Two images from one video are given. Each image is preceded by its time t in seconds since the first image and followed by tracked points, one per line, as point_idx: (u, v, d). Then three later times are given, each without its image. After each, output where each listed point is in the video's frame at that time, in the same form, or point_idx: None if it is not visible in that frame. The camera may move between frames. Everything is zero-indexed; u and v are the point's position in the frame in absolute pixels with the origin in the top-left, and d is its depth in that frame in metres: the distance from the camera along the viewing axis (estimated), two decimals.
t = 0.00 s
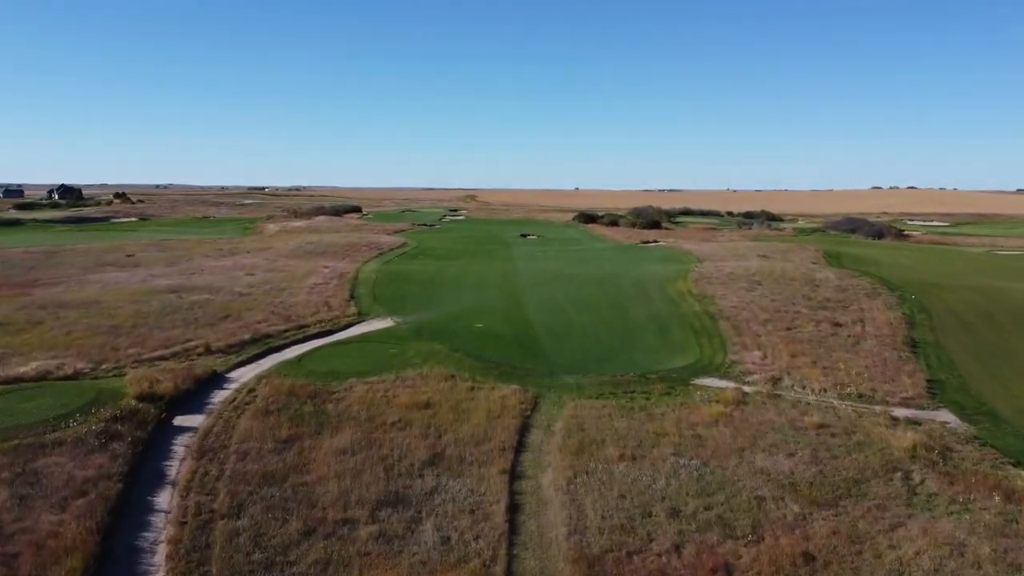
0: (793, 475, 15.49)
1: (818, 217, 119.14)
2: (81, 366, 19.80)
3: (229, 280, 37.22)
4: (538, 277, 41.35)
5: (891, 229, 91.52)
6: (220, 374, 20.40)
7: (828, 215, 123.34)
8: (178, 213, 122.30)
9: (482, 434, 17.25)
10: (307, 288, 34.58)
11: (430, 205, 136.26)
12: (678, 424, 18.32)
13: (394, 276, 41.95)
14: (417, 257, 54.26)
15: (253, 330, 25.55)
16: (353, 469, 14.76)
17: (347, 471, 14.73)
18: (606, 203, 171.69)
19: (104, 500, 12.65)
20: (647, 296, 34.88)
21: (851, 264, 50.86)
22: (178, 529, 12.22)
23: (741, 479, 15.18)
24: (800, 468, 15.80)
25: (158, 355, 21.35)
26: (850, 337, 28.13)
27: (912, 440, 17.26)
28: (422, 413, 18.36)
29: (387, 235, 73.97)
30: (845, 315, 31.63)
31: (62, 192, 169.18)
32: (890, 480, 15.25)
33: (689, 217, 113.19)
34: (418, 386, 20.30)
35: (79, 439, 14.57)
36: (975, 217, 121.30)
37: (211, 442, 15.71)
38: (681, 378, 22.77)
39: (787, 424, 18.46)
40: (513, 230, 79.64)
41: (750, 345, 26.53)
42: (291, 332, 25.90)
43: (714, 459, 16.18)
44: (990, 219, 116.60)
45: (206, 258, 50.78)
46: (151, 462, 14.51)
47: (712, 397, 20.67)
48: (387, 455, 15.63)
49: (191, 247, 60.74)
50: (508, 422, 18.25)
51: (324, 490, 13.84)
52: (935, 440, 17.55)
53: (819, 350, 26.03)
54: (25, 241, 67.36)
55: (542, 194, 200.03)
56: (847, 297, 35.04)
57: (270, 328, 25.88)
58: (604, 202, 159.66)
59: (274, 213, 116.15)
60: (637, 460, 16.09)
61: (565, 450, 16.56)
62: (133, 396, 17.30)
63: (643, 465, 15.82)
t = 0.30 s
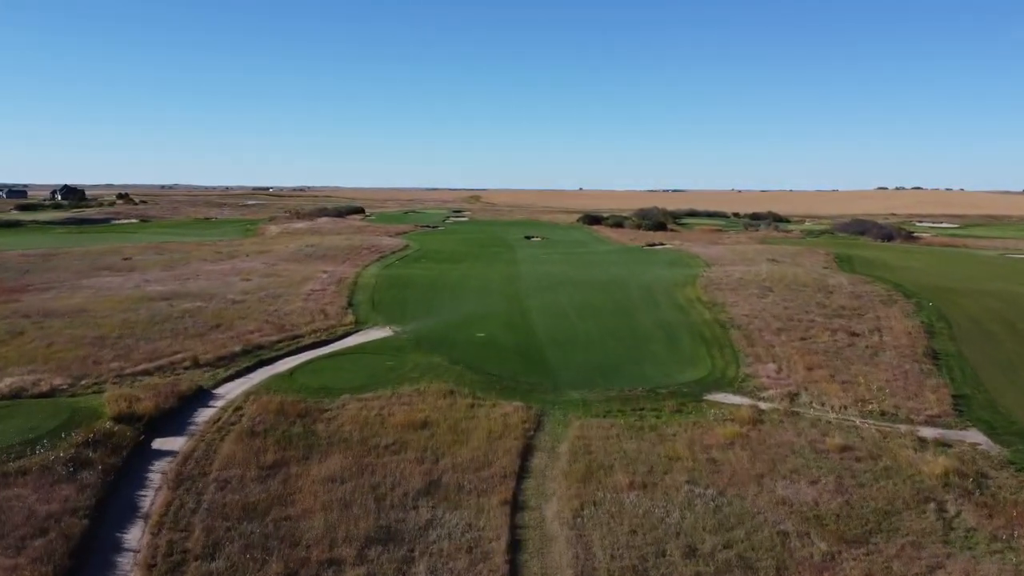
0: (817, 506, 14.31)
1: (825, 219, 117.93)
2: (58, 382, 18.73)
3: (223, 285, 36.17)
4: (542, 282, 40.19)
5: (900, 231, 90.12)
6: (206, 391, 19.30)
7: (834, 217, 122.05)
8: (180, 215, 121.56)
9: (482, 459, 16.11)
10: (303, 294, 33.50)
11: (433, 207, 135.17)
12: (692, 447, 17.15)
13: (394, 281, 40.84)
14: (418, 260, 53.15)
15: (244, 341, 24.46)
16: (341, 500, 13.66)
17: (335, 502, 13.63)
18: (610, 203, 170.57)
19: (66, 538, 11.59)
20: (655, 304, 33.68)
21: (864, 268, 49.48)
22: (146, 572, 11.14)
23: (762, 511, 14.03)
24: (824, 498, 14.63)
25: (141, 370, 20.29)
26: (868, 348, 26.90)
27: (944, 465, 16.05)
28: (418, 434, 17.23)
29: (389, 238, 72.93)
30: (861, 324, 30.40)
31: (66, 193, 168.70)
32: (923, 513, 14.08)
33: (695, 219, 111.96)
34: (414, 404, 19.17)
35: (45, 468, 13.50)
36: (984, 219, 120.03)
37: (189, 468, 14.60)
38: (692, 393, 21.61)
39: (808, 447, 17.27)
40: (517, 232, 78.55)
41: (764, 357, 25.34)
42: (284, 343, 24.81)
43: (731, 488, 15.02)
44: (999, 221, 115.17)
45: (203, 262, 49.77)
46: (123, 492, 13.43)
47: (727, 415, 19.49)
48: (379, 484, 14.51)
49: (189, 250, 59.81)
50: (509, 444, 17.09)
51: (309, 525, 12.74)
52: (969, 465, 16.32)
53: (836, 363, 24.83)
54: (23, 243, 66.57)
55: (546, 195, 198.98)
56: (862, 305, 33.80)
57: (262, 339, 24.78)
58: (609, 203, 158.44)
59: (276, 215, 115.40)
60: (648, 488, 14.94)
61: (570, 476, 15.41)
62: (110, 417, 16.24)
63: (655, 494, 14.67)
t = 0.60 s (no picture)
0: (845, 543, 13.16)
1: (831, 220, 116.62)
2: (31, 401, 17.62)
3: (217, 292, 35.07)
4: (545, 288, 39.05)
5: (908, 233, 88.82)
6: (188, 409, 18.19)
7: (841, 218, 120.70)
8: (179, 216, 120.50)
9: (481, 487, 14.98)
10: (298, 301, 32.39)
11: (436, 208, 134.14)
12: (706, 473, 16.00)
13: (393, 286, 39.71)
14: (418, 264, 52.03)
15: (233, 353, 23.35)
16: (327, 538, 12.57)
17: (320, 540, 12.53)
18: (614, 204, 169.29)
19: None
20: (662, 311, 32.51)
21: (875, 273, 48.25)
22: None
23: (784, 548, 12.91)
24: (851, 533, 13.49)
25: (121, 387, 19.16)
26: (886, 359, 25.72)
27: (979, 494, 14.89)
28: (412, 458, 16.11)
29: (389, 240, 71.89)
30: (877, 333, 29.20)
31: (67, 194, 167.84)
32: (960, 551, 12.94)
33: (699, 220, 110.70)
34: (409, 424, 18.05)
35: (4, 503, 12.42)
36: (992, 220, 118.53)
37: (164, 499, 13.52)
38: (703, 410, 20.47)
39: (830, 473, 16.11)
40: (519, 234, 77.39)
41: (777, 370, 24.18)
42: (274, 356, 23.67)
43: (751, 521, 13.87)
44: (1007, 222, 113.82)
45: (198, 266, 48.68)
46: (90, 529, 12.35)
47: (742, 435, 18.33)
48: (368, 517, 13.40)
49: (186, 253, 58.69)
50: (509, 468, 15.97)
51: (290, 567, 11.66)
52: (1006, 494, 15.13)
53: (854, 376, 23.67)
54: (18, 246, 65.53)
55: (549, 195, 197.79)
56: (876, 313, 32.62)
57: (252, 351, 23.64)
58: (612, 204, 157.26)
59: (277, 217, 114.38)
60: (660, 521, 13.81)
61: (575, 506, 14.29)
62: (82, 441, 15.15)
63: (668, 528, 13.54)
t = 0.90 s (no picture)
0: None
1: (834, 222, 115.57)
2: None
3: (207, 299, 33.95)
4: (546, 294, 37.87)
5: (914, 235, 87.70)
6: (165, 431, 17.04)
7: (844, 220, 119.60)
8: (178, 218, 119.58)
9: (477, 520, 13.84)
10: (290, 309, 31.25)
11: (437, 209, 133.03)
12: (719, 503, 14.83)
13: (389, 292, 38.56)
14: (417, 268, 50.88)
15: (218, 367, 22.20)
16: None
17: None
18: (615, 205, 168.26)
19: None
20: (668, 320, 31.32)
21: (884, 278, 47.05)
22: None
23: None
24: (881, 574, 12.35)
25: (95, 406, 18.04)
26: (903, 372, 24.56)
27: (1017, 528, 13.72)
28: (403, 486, 14.95)
29: (388, 242, 70.83)
30: (892, 344, 28.03)
31: (65, 195, 166.90)
32: None
33: (702, 221, 109.66)
34: (400, 447, 16.89)
35: None
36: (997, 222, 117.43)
37: (129, 537, 12.38)
38: (713, 429, 19.30)
39: (853, 502, 14.93)
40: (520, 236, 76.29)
41: (790, 384, 23.02)
42: (262, 370, 22.53)
43: (771, 560, 12.72)
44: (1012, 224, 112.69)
45: (191, 270, 47.56)
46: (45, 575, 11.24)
47: (756, 459, 17.15)
48: (353, 556, 12.29)
49: (181, 257, 57.62)
50: (507, 497, 14.82)
51: None
52: None
53: (871, 391, 22.50)
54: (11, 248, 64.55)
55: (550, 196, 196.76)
56: (889, 321, 31.46)
57: (238, 364, 22.50)
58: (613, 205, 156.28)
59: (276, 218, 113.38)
60: (671, 560, 12.66)
61: (579, 543, 13.15)
62: (45, 470, 14.03)
63: (680, 569, 12.39)
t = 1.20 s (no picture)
0: None
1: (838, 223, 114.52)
2: None
3: (196, 306, 32.81)
4: (546, 300, 36.72)
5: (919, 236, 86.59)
6: (139, 455, 15.91)
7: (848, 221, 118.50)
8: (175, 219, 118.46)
9: (472, 558, 12.71)
10: (281, 317, 30.11)
11: (436, 210, 131.72)
12: (735, 537, 13.69)
13: (385, 298, 37.41)
14: (415, 272, 49.75)
15: (201, 381, 21.06)
16: None
17: None
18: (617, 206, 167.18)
19: None
20: (673, 328, 30.13)
21: (893, 282, 45.83)
22: None
23: None
24: None
25: (66, 427, 16.90)
26: (921, 386, 23.41)
27: None
28: (392, 518, 13.81)
29: (387, 244, 69.75)
30: (907, 354, 26.85)
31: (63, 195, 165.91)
32: None
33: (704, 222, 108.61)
34: (391, 472, 15.75)
35: None
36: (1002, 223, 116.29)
37: None
38: (724, 450, 18.15)
39: (879, 536, 13.79)
40: (521, 237, 75.17)
41: (803, 398, 21.89)
42: (247, 384, 21.40)
43: None
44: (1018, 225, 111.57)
45: (182, 275, 46.37)
46: None
47: (772, 485, 16.01)
48: None
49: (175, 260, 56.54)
50: (505, 530, 13.69)
51: None
52: None
53: (888, 407, 21.37)
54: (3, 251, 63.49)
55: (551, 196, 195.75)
56: (903, 330, 30.30)
57: (222, 378, 21.36)
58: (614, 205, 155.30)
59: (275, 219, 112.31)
60: None
61: None
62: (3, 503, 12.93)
63: None
